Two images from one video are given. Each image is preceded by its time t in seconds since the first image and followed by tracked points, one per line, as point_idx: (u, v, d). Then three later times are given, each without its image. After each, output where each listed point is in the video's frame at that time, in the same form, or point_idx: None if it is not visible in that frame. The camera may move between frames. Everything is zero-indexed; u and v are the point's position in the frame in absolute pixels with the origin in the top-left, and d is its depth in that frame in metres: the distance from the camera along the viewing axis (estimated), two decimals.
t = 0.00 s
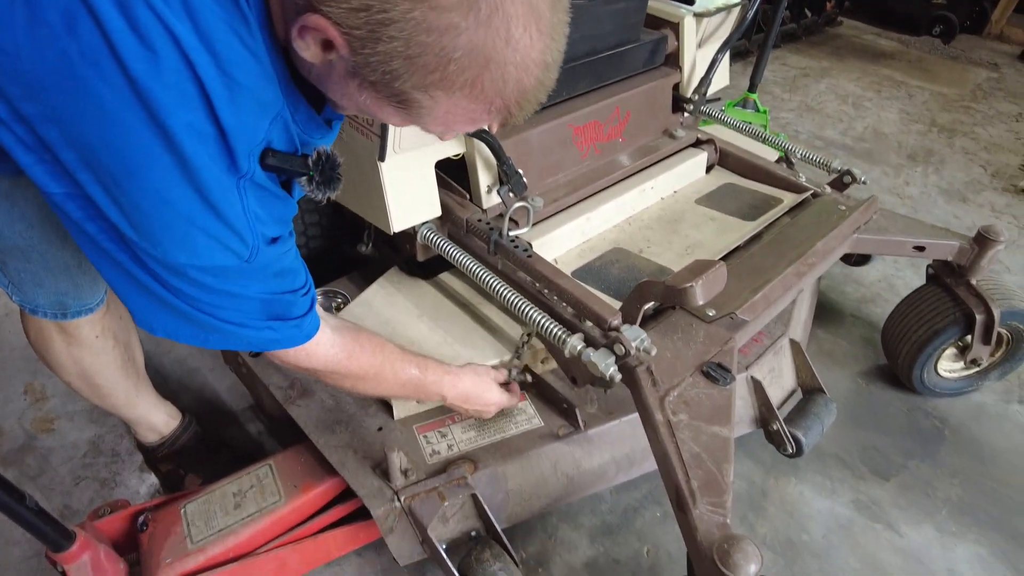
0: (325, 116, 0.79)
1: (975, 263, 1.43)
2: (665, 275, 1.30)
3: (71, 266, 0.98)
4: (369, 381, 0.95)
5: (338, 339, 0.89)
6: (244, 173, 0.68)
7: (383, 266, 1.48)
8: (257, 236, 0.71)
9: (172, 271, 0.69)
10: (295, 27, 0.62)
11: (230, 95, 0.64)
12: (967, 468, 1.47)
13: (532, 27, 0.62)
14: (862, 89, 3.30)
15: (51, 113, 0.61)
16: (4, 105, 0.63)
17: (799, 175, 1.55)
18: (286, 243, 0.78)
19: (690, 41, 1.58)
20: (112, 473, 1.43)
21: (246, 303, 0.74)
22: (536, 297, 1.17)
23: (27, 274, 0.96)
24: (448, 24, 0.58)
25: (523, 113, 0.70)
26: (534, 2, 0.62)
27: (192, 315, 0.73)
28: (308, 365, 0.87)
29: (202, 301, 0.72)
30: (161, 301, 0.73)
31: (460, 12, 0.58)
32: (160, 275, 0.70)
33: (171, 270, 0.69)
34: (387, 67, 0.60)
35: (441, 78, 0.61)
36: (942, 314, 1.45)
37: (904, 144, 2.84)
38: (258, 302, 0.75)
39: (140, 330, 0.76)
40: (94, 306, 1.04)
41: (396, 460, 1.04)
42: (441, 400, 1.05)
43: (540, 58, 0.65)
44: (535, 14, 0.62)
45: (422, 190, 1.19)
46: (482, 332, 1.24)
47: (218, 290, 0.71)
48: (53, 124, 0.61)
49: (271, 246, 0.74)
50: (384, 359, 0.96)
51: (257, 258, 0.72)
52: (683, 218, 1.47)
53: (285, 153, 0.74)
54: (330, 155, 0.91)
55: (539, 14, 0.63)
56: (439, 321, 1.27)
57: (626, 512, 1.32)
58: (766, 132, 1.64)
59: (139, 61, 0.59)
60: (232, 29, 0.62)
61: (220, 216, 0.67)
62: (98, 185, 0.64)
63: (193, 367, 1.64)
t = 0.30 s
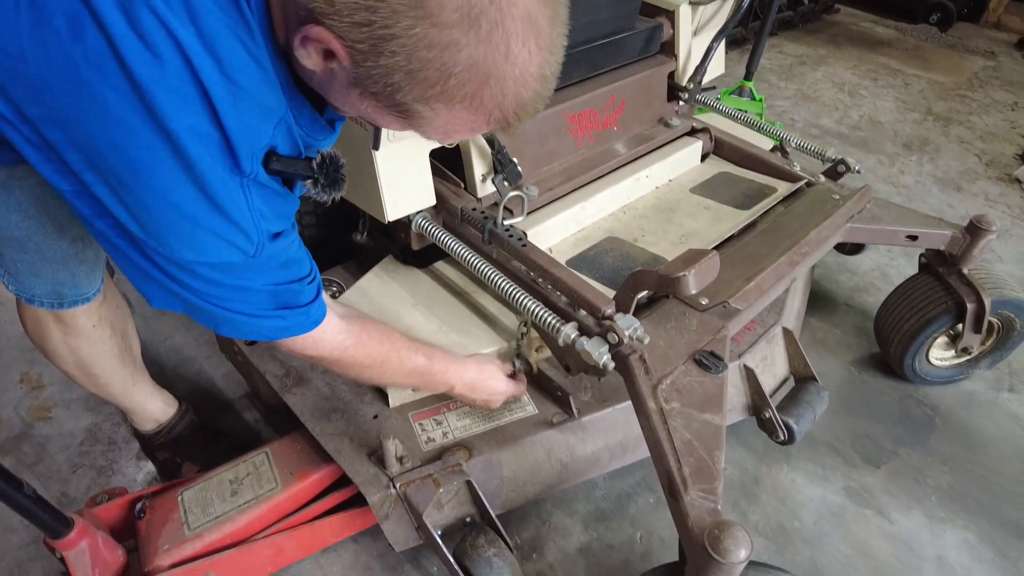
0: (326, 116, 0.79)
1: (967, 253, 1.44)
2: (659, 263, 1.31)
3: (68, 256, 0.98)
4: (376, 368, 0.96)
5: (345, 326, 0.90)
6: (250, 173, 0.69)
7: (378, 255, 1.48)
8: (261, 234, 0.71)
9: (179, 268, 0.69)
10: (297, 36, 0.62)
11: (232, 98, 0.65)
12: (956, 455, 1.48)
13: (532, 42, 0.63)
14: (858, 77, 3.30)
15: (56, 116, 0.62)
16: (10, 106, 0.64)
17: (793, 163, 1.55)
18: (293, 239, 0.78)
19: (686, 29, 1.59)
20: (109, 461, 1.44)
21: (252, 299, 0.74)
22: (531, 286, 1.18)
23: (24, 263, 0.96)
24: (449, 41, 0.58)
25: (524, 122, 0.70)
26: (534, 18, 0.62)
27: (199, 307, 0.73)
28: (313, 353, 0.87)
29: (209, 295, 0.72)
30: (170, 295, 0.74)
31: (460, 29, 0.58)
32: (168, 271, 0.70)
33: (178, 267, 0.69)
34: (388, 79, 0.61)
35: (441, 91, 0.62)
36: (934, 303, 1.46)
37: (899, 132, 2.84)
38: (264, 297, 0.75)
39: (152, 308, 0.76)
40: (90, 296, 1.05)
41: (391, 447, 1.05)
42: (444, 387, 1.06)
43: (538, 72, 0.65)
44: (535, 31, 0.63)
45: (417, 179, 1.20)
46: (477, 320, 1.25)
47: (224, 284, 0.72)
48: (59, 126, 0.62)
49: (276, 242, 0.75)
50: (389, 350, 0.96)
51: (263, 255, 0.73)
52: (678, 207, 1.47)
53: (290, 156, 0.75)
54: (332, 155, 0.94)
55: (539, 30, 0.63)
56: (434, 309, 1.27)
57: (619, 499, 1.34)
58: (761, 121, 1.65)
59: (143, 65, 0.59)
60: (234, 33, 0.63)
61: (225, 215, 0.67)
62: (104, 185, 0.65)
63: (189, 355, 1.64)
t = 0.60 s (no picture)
0: (327, 108, 0.77)
1: (963, 239, 1.44)
2: (656, 249, 1.31)
3: (67, 242, 0.98)
4: (371, 363, 0.97)
5: (343, 321, 0.90)
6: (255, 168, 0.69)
7: (375, 241, 1.48)
8: (264, 228, 0.71)
9: (183, 261, 0.69)
10: (305, 33, 0.62)
11: (240, 96, 0.64)
12: (951, 440, 1.49)
13: (538, 38, 0.63)
14: (857, 63, 3.28)
15: (64, 110, 0.61)
16: (18, 99, 0.63)
17: (791, 149, 1.55)
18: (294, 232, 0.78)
19: (684, 14, 1.57)
20: (109, 447, 1.44)
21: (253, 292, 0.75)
22: (528, 273, 1.18)
23: (23, 249, 0.96)
24: (456, 38, 0.58)
25: (529, 117, 0.70)
26: (539, 13, 0.62)
27: (200, 301, 0.74)
28: (313, 347, 0.88)
29: (210, 288, 0.72)
30: (170, 285, 0.73)
31: (467, 26, 0.58)
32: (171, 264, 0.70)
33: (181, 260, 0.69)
34: (396, 76, 0.61)
35: (449, 87, 0.62)
36: (930, 289, 1.47)
37: (898, 119, 2.83)
38: (265, 290, 0.75)
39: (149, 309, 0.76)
40: (90, 282, 1.05)
41: (389, 432, 1.06)
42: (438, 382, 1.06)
43: (543, 66, 0.65)
44: (542, 26, 0.63)
45: (414, 165, 1.20)
46: (474, 306, 1.25)
47: (225, 277, 0.72)
48: (67, 121, 0.61)
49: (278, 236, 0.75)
50: (385, 344, 0.97)
51: (265, 250, 0.73)
52: (676, 193, 1.47)
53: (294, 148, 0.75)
54: (335, 148, 0.93)
55: (544, 25, 0.63)
56: (432, 295, 1.27)
57: (616, 483, 1.35)
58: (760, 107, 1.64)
59: (154, 63, 0.59)
60: (243, 31, 0.62)
61: (231, 211, 0.67)
62: (110, 179, 0.64)
63: (188, 342, 1.65)
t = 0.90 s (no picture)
0: (336, 98, 0.77)
1: (962, 231, 1.44)
2: (655, 241, 1.31)
3: (70, 234, 0.98)
4: (380, 346, 0.97)
5: (351, 308, 0.90)
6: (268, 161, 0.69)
7: (374, 232, 1.48)
8: (277, 221, 0.72)
9: (197, 255, 0.70)
10: (321, 25, 0.62)
11: (255, 88, 0.64)
12: (947, 431, 1.50)
13: (553, 22, 0.62)
14: (858, 54, 3.27)
15: (78, 106, 0.60)
16: (31, 95, 0.62)
17: (791, 141, 1.55)
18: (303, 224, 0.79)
19: (684, 5, 1.57)
20: (109, 438, 1.45)
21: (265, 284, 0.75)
22: (526, 264, 1.18)
23: (26, 241, 0.96)
24: (472, 26, 0.58)
25: (544, 102, 0.70)
26: None
27: (212, 294, 0.74)
28: (322, 335, 0.89)
29: (222, 282, 0.73)
30: (180, 278, 0.74)
31: (483, 14, 0.58)
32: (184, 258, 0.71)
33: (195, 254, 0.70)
34: (413, 65, 0.61)
35: (466, 75, 0.62)
36: (928, 281, 1.47)
37: (898, 110, 2.83)
38: (276, 283, 0.76)
39: (158, 302, 0.76)
40: (93, 275, 1.05)
41: (388, 422, 1.07)
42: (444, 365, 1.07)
43: (559, 51, 0.65)
44: (557, 11, 0.62)
45: (413, 157, 1.20)
46: (474, 298, 1.25)
47: (238, 271, 0.72)
48: (81, 116, 0.61)
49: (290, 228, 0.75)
50: (392, 330, 0.98)
51: (278, 242, 0.73)
52: (674, 184, 1.47)
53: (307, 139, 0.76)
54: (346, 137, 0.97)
55: (559, 10, 0.63)
56: (431, 286, 1.28)
57: (614, 473, 1.35)
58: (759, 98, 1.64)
59: (169, 58, 0.59)
60: (258, 23, 0.62)
61: (245, 204, 0.67)
62: (124, 174, 0.64)
63: (188, 333, 1.65)
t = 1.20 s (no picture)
0: (343, 89, 0.78)
1: (961, 228, 1.44)
2: (654, 237, 1.31)
3: (73, 230, 0.98)
4: (382, 347, 0.97)
5: (356, 308, 0.91)
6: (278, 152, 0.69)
7: (373, 228, 1.49)
8: (288, 213, 0.72)
9: (206, 250, 0.69)
10: (331, 11, 0.61)
11: (265, 76, 0.64)
12: (945, 426, 1.50)
13: (566, 7, 0.63)
14: (858, 49, 3.27)
15: (87, 99, 0.60)
16: (38, 88, 0.62)
17: (790, 137, 1.55)
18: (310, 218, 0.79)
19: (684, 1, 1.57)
20: (110, 434, 1.45)
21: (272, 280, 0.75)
22: (526, 261, 1.18)
23: (30, 237, 0.96)
24: (489, 9, 0.58)
25: (556, 86, 0.71)
26: None
27: (220, 289, 0.74)
28: (327, 336, 0.89)
29: (231, 278, 0.73)
30: (187, 275, 0.74)
31: None
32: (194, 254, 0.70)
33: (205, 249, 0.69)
34: (428, 50, 0.60)
35: (481, 60, 0.62)
36: (927, 277, 1.47)
37: (898, 105, 2.83)
38: (284, 278, 0.76)
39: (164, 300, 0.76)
40: (95, 272, 1.05)
41: (388, 418, 1.07)
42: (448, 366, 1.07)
43: (571, 35, 0.65)
44: None
45: (412, 153, 1.20)
46: (473, 294, 1.26)
47: (247, 266, 0.72)
48: (90, 109, 0.60)
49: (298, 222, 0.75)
50: (395, 330, 0.98)
51: (287, 237, 0.73)
52: (674, 180, 1.47)
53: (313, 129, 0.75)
54: (354, 128, 1.01)
55: None
56: (430, 282, 1.28)
57: (613, 469, 1.36)
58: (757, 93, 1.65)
59: (179, 47, 0.58)
60: (268, 11, 0.62)
61: (255, 197, 0.67)
62: (133, 168, 0.63)
63: (187, 329, 1.65)
